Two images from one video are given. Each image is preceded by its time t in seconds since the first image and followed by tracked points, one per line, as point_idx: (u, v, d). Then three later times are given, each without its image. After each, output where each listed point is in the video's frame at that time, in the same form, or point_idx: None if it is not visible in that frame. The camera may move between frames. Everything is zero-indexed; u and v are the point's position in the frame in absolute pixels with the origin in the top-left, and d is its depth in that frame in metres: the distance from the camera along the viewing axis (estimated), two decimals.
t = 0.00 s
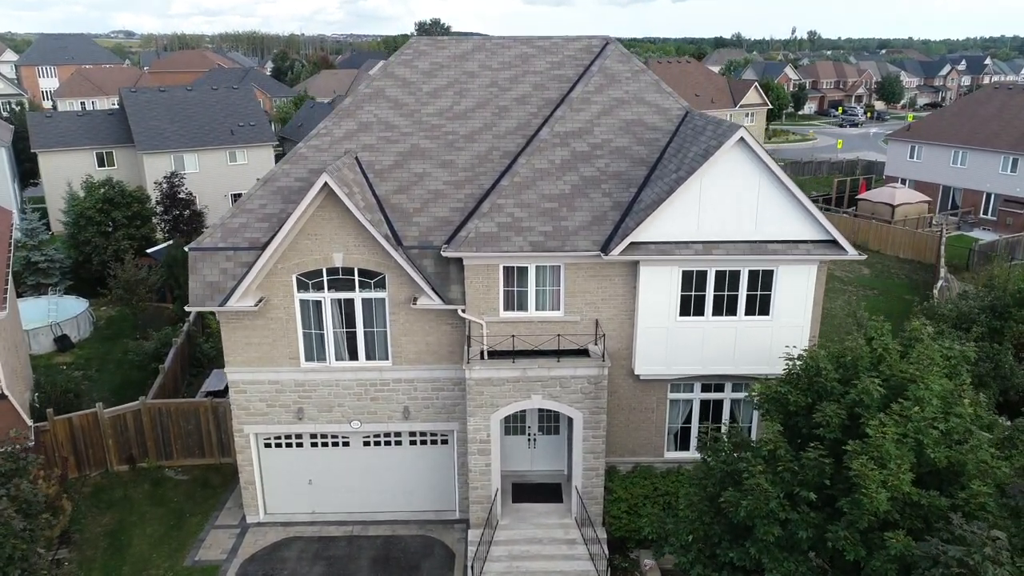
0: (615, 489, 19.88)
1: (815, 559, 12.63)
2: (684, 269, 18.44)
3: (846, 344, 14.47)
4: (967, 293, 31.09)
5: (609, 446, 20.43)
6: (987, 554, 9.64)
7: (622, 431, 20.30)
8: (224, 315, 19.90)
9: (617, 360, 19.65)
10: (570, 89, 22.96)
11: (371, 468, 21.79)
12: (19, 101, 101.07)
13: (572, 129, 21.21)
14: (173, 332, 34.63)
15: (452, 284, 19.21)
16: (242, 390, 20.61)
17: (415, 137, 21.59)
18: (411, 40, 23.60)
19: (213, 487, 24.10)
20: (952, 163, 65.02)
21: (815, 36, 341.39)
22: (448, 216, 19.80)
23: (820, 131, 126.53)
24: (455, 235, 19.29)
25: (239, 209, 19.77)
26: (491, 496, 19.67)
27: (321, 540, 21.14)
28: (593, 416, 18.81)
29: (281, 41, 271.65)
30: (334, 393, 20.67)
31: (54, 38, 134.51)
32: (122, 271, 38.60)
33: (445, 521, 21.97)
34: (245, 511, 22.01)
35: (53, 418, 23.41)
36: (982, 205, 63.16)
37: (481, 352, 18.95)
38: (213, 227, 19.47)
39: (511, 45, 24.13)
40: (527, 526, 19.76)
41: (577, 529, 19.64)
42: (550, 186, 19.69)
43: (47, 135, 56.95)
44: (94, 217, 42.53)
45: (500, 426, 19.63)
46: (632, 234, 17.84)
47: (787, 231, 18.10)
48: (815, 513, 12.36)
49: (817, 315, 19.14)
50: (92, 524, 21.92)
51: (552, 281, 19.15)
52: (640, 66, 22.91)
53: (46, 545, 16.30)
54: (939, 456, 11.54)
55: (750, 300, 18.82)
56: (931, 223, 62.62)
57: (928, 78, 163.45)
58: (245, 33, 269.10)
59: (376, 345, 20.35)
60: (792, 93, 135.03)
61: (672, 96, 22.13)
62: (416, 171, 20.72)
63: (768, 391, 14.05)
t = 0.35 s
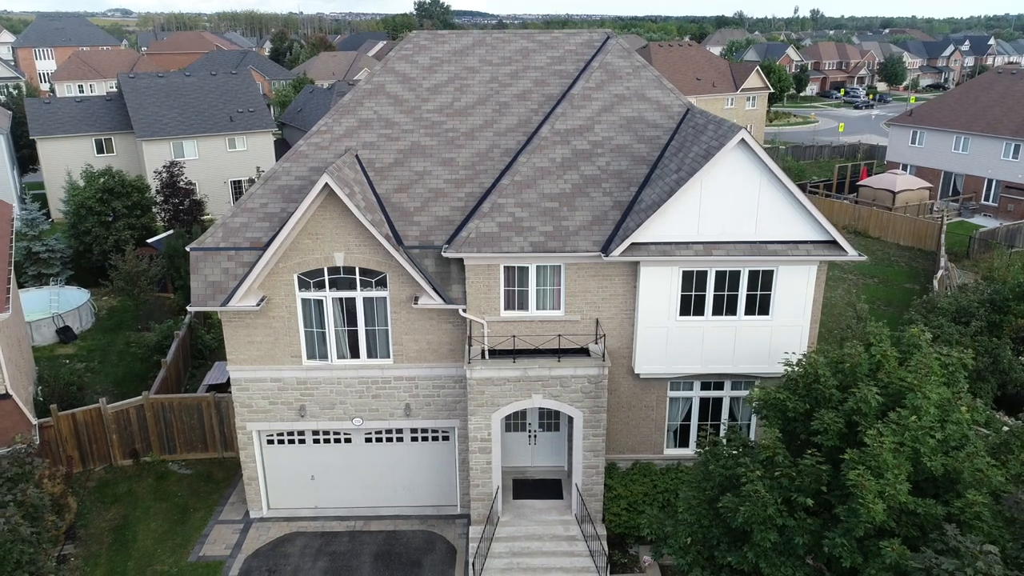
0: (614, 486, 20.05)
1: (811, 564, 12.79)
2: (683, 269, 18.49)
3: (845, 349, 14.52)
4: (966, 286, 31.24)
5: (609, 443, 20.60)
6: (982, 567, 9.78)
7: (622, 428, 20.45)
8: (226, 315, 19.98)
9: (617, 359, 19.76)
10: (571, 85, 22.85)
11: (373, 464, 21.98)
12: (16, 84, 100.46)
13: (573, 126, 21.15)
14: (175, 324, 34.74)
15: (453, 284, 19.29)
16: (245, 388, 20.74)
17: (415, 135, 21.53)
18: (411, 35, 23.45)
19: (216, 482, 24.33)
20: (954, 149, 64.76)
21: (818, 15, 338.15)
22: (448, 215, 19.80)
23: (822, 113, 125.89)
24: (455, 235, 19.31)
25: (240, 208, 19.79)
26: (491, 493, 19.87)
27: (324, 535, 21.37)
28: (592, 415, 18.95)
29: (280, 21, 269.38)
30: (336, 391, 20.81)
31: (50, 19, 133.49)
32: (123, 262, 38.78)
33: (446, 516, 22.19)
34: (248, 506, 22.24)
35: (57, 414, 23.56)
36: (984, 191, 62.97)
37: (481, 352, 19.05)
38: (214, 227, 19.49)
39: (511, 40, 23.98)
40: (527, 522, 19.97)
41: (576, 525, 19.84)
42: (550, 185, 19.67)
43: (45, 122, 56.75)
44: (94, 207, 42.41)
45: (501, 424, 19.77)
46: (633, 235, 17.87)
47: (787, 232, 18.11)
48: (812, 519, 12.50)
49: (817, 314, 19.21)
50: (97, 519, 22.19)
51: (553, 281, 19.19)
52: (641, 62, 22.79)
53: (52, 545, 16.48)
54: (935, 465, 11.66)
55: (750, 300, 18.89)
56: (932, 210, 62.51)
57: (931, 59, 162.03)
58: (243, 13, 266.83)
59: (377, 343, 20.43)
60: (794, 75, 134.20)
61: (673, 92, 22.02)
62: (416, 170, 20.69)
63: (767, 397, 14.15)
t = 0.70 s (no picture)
0: (616, 482, 20.23)
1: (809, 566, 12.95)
2: (686, 268, 18.54)
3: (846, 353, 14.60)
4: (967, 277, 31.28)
5: (611, 439, 20.76)
6: None
7: (623, 425, 20.61)
8: (230, 313, 20.05)
9: (618, 357, 19.87)
10: (574, 80, 22.77)
11: (376, 459, 22.18)
12: (14, 67, 100.05)
13: (575, 123, 21.10)
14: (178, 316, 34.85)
15: (456, 282, 19.36)
16: (249, 385, 20.88)
17: (418, 131, 21.49)
18: (412, 29, 23.32)
19: (221, 475, 24.55)
20: (957, 134, 64.52)
21: None
22: (451, 213, 19.82)
23: (824, 96, 125.24)
24: (458, 234, 19.36)
25: (242, 206, 19.80)
26: (494, 489, 20.08)
27: (328, 530, 21.61)
28: (595, 413, 19.08)
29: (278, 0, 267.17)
30: (340, 388, 20.94)
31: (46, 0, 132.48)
32: (125, 253, 38.50)
33: (449, 510, 22.45)
34: (253, 501, 22.48)
35: (62, 409, 23.70)
36: (986, 177, 62.83)
37: (484, 350, 19.14)
38: (217, 226, 19.52)
39: (513, 34, 23.84)
40: (530, 518, 20.19)
41: (578, 520, 20.06)
42: (553, 183, 19.67)
43: (44, 108, 56.52)
44: (95, 196, 42.37)
45: (503, 422, 19.92)
46: (635, 235, 17.89)
47: (789, 232, 18.14)
48: (812, 523, 12.62)
49: (818, 313, 19.30)
50: (104, 513, 22.43)
51: (555, 280, 19.24)
52: (644, 56, 22.68)
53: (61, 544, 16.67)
54: (934, 472, 11.79)
55: (751, 299, 18.96)
56: (933, 196, 62.38)
57: (935, 40, 160.60)
58: None
59: (380, 340, 20.55)
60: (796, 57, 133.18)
61: (676, 88, 21.94)
62: (418, 167, 20.67)
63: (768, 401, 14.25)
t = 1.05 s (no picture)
0: (619, 477, 20.43)
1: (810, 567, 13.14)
2: (689, 267, 18.61)
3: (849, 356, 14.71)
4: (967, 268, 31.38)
5: (614, 434, 20.94)
6: None
7: (626, 421, 20.77)
8: (235, 310, 20.15)
9: (621, 354, 19.98)
10: (578, 75, 22.69)
11: (381, 454, 22.38)
12: (13, 50, 99.37)
13: (579, 120, 21.05)
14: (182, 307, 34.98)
15: (460, 280, 19.43)
16: (255, 381, 21.02)
17: (422, 128, 21.45)
18: (415, 22, 23.17)
19: (227, 468, 24.78)
20: (960, 120, 64.26)
21: None
22: (455, 211, 19.86)
23: (827, 78, 124.46)
24: (462, 232, 19.41)
25: (247, 204, 19.82)
26: (498, 484, 20.32)
27: (334, 523, 21.88)
28: (598, 410, 19.24)
29: None
30: (345, 384, 21.08)
31: None
32: (128, 244, 39.34)
33: (453, 503, 22.71)
34: (259, 494, 22.73)
35: (69, 403, 23.89)
36: (989, 163, 62.70)
37: (488, 348, 19.26)
38: (222, 225, 19.56)
39: (516, 27, 23.69)
40: (533, 512, 20.43)
41: (581, 515, 20.32)
42: (557, 181, 19.67)
43: (43, 94, 56.25)
44: (97, 185, 42.29)
45: (507, 419, 20.09)
46: (639, 234, 17.95)
47: (793, 231, 18.18)
48: (814, 526, 12.81)
49: (821, 311, 19.39)
50: (112, 507, 22.70)
51: (559, 278, 19.33)
52: (648, 51, 22.57)
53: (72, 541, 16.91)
54: (934, 478, 11.97)
55: (754, 298, 19.04)
56: (936, 182, 62.24)
57: (939, 20, 159.02)
58: None
59: (385, 337, 20.67)
60: (799, 39, 132.06)
61: (680, 84, 21.85)
62: (422, 164, 20.66)
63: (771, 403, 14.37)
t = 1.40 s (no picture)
0: (623, 472, 20.64)
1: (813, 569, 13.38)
2: (694, 267, 18.72)
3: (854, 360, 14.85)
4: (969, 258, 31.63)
5: (619, 429, 21.16)
6: None
7: (631, 416, 20.98)
8: (243, 308, 20.28)
9: (626, 352, 20.12)
10: (583, 70, 22.61)
11: (388, 447, 22.63)
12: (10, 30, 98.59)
13: (585, 116, 21.01)
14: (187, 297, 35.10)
15: (466, 279, 19.55)
16: (263, 376, 21.20)
17: (427, 124, 21.43)
18: (420, 16, 23.06)
19: (235, 460, 25.06)
20: (965, 103, 63.93)
21: None
22: (461, 210, 19.92)
23: (831, 57, 123.37)
24: (469, 231, 19.48)
25: (253, 202, 19.87)
26: (504, 479, 20.56)
27: (342, 516, 22.19)
28: (603, 407, 19.42)
29: None
30: (352, 379, 21.28)
31: None
32: (132, 232, 39.50)
33: (459, 496, 23.00)
34: (267, 487, 23.01)
35: (78, 396, 24.11)
36: (992, 147, 62.46)
37: (494, 346, 19.41)
38: (229, 223, 19.62)
39: (521, 20, 23.57)
40: (539, 506, 20.73)
41: (586, 509, 20.59)
42: (563, 179, 19.69)
43: (44, 78, 55.94)
44: (99, 173, 42.26)
45: (513, 415, 20.29)
46: (645, 234, 18.02)
47: (799, 231, 18.24)
48: (817, 529, 13.02)
49: (825, 309, 19.52)
50: (122, 500, 23.02)
51: (565, 276, 19.43)
52: (654, 45, 22.46)
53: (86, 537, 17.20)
54: (937, 484, 12.18)
55: (759, 296, 19.15)
56: (939, 166, 62.01)
57: None
58: None
59: (391, 333, 20.81)
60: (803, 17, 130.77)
61: (686, 79, 21.78)
62: (428, 161, 20.67)
63: (776, 406, 14.53)
